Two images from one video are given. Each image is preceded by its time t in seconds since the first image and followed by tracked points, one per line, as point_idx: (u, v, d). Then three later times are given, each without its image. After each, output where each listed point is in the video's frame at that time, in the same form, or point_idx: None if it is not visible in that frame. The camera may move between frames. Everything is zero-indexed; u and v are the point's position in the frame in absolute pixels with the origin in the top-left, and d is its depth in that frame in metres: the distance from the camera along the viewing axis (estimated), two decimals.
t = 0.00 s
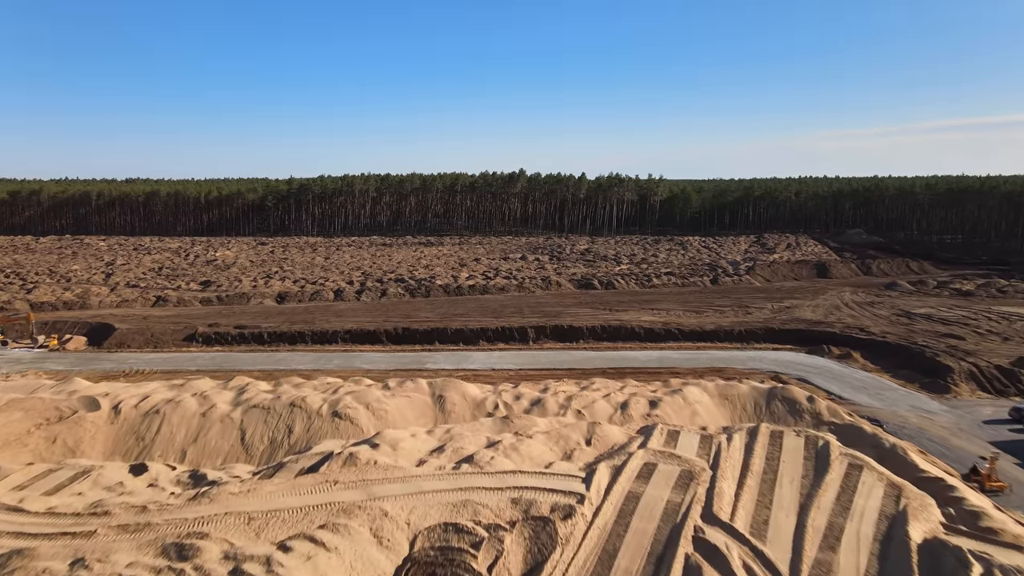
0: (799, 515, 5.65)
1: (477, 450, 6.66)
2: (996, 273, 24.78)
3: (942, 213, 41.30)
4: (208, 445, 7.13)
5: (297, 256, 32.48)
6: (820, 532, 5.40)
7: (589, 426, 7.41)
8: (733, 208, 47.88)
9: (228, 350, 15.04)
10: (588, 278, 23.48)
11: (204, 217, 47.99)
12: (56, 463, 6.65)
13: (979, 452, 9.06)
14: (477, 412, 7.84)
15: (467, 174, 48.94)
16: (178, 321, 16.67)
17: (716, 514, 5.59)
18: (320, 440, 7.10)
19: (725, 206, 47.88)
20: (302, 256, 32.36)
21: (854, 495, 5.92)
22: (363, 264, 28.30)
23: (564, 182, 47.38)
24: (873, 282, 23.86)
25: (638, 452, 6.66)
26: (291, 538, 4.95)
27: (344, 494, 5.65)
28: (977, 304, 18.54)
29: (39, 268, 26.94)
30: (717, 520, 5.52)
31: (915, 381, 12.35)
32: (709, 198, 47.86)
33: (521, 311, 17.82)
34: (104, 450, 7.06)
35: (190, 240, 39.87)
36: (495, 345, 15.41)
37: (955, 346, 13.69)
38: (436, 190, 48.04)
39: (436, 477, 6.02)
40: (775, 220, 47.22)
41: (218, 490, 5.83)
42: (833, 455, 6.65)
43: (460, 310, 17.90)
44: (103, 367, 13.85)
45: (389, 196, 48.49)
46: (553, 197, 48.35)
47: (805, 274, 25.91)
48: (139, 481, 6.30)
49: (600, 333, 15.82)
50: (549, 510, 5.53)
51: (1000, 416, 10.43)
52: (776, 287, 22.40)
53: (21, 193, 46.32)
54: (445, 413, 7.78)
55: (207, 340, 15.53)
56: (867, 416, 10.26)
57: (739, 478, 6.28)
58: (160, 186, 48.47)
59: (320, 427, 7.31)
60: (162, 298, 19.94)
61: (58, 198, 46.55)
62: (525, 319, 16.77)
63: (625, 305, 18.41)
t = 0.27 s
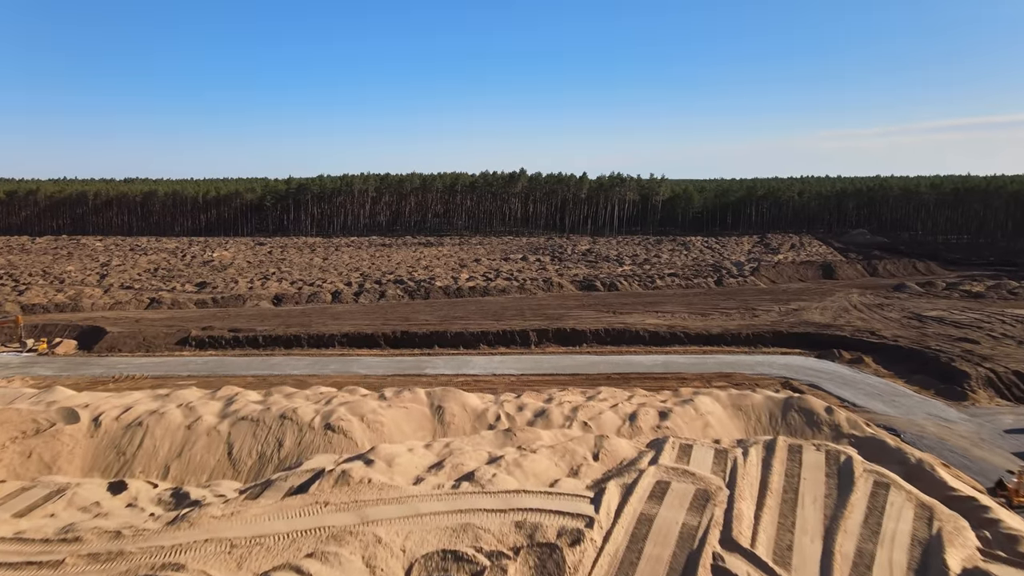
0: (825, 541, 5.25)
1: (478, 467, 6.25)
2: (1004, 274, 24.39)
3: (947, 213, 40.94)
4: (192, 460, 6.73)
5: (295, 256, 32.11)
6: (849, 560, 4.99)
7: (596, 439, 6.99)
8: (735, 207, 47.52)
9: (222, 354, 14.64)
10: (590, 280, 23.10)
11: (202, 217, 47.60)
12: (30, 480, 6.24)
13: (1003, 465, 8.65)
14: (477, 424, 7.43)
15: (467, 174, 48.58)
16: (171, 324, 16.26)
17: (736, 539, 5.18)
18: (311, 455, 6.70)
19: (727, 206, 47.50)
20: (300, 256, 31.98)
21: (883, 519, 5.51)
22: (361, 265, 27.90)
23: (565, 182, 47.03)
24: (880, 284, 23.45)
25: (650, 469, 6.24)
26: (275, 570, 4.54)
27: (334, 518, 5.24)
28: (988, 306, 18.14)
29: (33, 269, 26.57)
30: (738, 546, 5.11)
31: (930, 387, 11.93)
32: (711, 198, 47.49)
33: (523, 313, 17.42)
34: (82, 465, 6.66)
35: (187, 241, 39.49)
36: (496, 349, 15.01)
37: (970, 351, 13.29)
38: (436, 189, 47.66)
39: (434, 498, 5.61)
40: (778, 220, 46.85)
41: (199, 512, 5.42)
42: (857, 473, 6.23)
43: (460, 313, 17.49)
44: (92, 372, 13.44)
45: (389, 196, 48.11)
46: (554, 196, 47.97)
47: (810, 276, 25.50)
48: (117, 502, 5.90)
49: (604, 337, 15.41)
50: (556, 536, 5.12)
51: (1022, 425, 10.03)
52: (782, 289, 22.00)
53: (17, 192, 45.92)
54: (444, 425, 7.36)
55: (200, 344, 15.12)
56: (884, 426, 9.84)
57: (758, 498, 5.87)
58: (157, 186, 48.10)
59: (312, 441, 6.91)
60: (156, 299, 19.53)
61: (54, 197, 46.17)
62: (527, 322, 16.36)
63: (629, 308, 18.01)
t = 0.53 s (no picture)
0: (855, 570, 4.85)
1: (479, 486, 5.86)
2: (1013, 275, 24.03)
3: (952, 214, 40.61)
4: (176, 477, 6.33)
5: (293, 257, 31.75)
6: None
7: (605, 454, 6.60)
8: (737, 207, 47.18)
9: (215, 359, 14.25)
10: (593, 281, 22.72)
11: (199, 217, 47.22)
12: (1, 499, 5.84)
13: None
14: (478, 437, 7.03)
15: (468, 173, 48.21)
16: (163, 327, 15.86)
17: (759, 569, 4.77)
18: (302, 472, 6.30)
19: (729, 206, 47.14)
20: (298, 257, 31.62)
21: (917, 545, 5.11)
22: (360, 266, 27.51)
23: (566, 182, 46.66)
24: (888, 286, 23.06)
25: (663, 489, 5.84)
26: None
27: (323, 545, 4.84)
28: (1000, 309, 17.75)
29: (26, 270, 26.18)
30: None
31: (946, 394, 11.53)
32: (713, 198, 47.11)
33: (524, 316, 17.03)
34: (58, 482, 6.25)
35: (185, 241, 39.11)
36: (498, 353, 14.62)
37: (986, 356, 12.90)
38: (436, 189, 47.29)
39: (432, 522, 5.21)
40: (781, 220, 46.50)
41: (178, 537, 5.02)
42: (884, 492, 5.84)
43: (461, 316, 17.10)
44: (81, 378, 13.03)
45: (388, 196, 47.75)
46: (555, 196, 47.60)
47: (816, 277, 25.10)
48: (92, 524, 5.50)
49: (607, 340, 15.02)
50: (564, 565, 4.73)
51: None
52: (788, 290, 21.62)
53: (13, 192, 45.55)
54: (443, 439, 6.97)
55: (193, 348, 14.73)
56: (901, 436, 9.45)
57: (779, 521, 5.47)
58: (155, 185, 47.73)
59: (302, 457, 6.50)
60: (150, 301, 19.14)
61: (51, 197, 45.80)
62: (529, 325, 15.97)
63: (633, 310, 17.62)
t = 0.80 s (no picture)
0: None
1: (480, 508, 5.45)
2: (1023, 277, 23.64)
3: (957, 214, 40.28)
4: (156, 497, 5.92)
5: (291, 258, 31.36)
6: None
7: (614, 471, 6.19)
8: (740, 207, 46.81)
9: (208, 363, 13.85)
10: (595, 283, 22.32)
11: (197, 217, 46.82)
12: None
13: None
14: (479, 452, 6.62)
15: (468, 173, 47.83)
16: (155, 330, 15.44)
17: None
18: (290, 492, 5.89)
19: (732, 206, 46.77)
20: (296, 258, 31.23)
21: None
22: (359, 267, 27.11)
23: (567, 181, 46.26)
24: (895, 287, 22.67)
25: (677, 511, 5.43)
26: None
27: None
28: (1013, 311, 17.35)
29: (19, 271, 25.79)
30: None
31: (965, 402, 11.12)
32: (715, 198, 46.72)
33: (526, 319, 16.61)
34: (31, 502, 5.85)
35: (182, 241, 38.72)
36: (499, 357, 14.21)
37: (1003, 361, 12.50)
38: (436, 189, 46.90)
39: (429, 550, 4.80)
40: (784, 220, 46.13)
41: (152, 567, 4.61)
42: (916, 514, 5.42)
43: (461, 319, 16.69)
44: (69, 383, 12.62)
45: (388, 197, 47.38)
46: (556, 196, 47.22)
47: (822, 278, 24.69)
48: (62, 551, 5.09)
49: (612, 344, 14.62)
50: None
51: None
52: (794, 292, 21.22)
53: (9, 192, 45.17)
54: (442, 454, 6.56)
55: (186, 352, 14.32)
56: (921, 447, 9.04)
57: (804, 547, 5.08)
58: (152, 185, 47.35)
59: (292, 474, 6.10)
60: (143, 304, 18.73)
61: (48, 197, 45.43)
62: (531, 329, 15.56)
63: (637, 313, 17.22)
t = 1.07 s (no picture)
0: None
1: (482, 533, 5.04)
2: None
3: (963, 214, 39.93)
4: (134, 519, 5.52)
5: (289, 258, 30.98)
6: None
7: (624, 490, 5.78)
8: (742, 208, 46.46)
9: (201, 368, 13.46)
10: (598, 284, 21.93)
11: (195, 217, 46.46)
12: None
13: None
14: (480, 470, 6.22)
15: (468, 173, 47.46)
16: (147, 334, 15.03)
17: None
18: (278, 513, 5.48)
19: (734, 206, 46.40)
20: (294, 258, 30.86)
21: None
22: (357, 268, 26.71)
23: (568, 181, 45.89)
24: (903, 289, 22.27)
25: (695, 537, 5.02)
26: None
27: None
28: None
29: (13, 272, 25.40)
30: None
31: (984, 410, 10.72)
32: (717, 198, 46.36)
33: (528, 322, 16.22)
34: None
35: (180, 241, 38.36)
36: (500, 362, 13.80)
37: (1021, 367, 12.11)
38: (436, 189, 46.53)
39: None
40: (787, 220, 45.76)
41: None
42: (953, 541, 5.01)
43: (461, 322, 16.30)
44: (56, 389, 12.21)
45: (387, 197, 47.03)
46: (556, 196, 46.84)
47: (828, 280, 24.29)
48: None
49: (616, 349, 14.22)
50: None
51: None
52: (801, 294, 20.83)
53: (5, 192, 44.81)
54: (441, 472, 6.16)
55: (178, 356, 13.93)
56: (943, 459, 8.63)
57: None
58: (150, 185, 46.98)
59: (280, 494, 5.69)
60: (137, 306, 18.33)
61: (44, 197, 45.07)
62: (533, 332, 15.16)
63: (641, 316, 16.82)
